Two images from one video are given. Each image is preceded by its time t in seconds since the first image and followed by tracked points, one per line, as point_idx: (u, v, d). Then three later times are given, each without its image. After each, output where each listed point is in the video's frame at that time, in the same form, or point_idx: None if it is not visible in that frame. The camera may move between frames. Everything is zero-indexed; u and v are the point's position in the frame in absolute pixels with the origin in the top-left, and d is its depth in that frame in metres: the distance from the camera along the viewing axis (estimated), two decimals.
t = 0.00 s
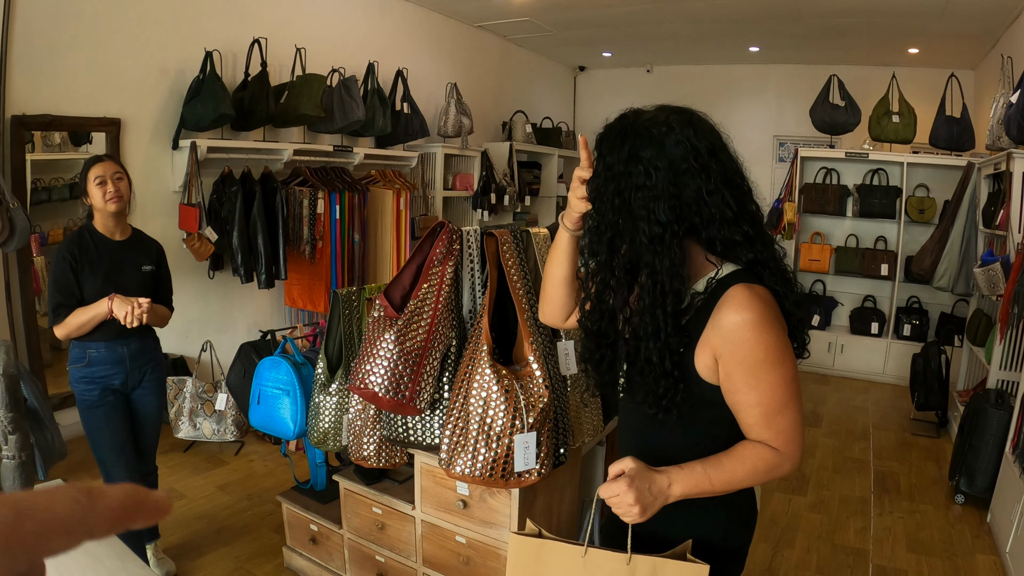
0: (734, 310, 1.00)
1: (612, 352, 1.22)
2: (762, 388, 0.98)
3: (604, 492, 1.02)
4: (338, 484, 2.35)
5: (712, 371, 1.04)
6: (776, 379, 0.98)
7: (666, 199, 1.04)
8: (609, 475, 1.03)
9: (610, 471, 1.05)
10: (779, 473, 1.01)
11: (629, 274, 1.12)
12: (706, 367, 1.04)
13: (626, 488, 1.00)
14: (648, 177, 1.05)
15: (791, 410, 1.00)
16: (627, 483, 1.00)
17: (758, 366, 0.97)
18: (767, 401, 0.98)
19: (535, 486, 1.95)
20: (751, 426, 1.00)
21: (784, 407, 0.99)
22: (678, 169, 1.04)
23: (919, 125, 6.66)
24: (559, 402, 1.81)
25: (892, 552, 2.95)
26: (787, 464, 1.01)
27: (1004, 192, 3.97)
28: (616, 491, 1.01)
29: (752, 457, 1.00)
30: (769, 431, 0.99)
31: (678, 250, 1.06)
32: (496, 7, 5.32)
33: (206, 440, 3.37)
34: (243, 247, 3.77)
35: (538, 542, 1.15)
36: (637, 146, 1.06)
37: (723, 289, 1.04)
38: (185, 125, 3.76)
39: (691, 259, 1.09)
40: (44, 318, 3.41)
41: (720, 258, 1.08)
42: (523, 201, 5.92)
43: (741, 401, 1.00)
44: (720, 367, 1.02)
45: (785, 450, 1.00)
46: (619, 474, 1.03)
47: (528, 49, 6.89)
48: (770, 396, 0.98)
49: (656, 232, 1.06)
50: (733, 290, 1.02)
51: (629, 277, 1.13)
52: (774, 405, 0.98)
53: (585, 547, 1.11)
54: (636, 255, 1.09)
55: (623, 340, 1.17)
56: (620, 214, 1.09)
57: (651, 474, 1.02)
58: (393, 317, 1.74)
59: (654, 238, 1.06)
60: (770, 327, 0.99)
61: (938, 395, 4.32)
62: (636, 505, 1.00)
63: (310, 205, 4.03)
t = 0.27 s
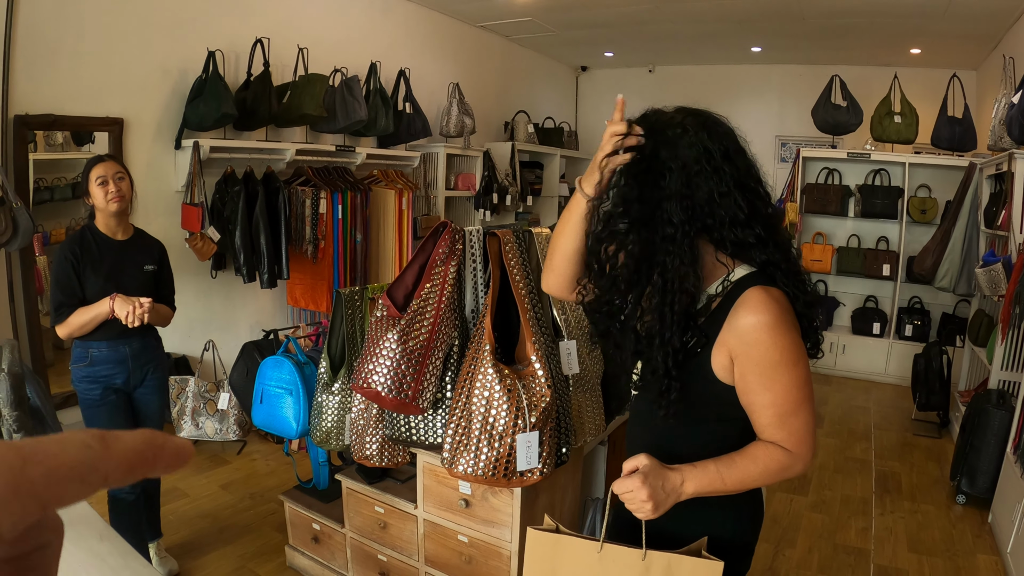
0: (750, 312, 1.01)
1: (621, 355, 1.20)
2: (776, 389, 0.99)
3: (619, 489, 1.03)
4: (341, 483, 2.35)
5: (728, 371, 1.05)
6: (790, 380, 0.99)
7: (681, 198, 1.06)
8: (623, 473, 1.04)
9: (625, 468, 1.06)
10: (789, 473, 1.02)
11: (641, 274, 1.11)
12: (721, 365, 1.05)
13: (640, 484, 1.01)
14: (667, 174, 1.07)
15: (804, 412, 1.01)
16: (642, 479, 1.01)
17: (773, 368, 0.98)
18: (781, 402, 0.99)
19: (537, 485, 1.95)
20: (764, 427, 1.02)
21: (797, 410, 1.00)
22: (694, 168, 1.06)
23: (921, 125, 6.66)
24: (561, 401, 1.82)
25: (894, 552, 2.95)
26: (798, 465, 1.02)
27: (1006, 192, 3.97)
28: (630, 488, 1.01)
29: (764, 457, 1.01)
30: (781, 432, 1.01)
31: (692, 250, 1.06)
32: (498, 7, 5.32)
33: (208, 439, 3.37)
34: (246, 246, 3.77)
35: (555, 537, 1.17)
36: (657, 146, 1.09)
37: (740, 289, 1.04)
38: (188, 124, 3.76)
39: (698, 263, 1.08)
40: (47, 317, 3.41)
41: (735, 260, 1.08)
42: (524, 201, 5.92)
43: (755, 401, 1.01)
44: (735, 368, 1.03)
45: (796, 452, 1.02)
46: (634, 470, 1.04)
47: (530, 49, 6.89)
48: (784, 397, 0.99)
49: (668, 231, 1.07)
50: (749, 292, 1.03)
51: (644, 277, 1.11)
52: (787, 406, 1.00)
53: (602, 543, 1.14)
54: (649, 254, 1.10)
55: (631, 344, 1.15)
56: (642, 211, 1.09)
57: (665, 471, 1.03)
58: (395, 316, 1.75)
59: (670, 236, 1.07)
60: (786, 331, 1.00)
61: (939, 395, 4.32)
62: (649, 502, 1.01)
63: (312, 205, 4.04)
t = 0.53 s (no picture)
0: (762, 312, 1.04)
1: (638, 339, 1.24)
2: (786, 388, 1.02)
3: (631, 485, 1.07)
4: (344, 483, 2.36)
5: (740, 370, 1.08)
6: (801, 379, 1.02)
7: (737, 195, 1.08)
8: (635, 468, 1.08)
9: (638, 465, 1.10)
10: (800, 470, 1.05)
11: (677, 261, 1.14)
12: (734, 361, 1.08)
13: (651, 479, 1.05)
14: (728, 169, 1.08)
15: (814, 411, 1.04)
16: (653, 475, 1.05)
17: (784, 366, 1.02)
18: (792, 400, 1.03)
19: (540, 486, 1.96)
20: (775, 425, 1.05)
21: (808, 408, 1.03)
22: (751, 168, 1.09)
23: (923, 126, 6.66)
24: (565, 403, 1.82)
25: (895, 553, 2.96)
26: (809, 463, 1.05)
27: (1007, 194, 3.97)
28: (641, 484, 1.06)
29: (775, 455, 1.04)
30: (792, 429, 1.04)
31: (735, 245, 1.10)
32: (501, 8, 5.33)
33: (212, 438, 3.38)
34: (249, 247, 3.79)
35: (571, 534, 1.20)
36: (721, 136, 1.09)
37: (756, 289, 1.07)
38: (192, 125, 3.77)
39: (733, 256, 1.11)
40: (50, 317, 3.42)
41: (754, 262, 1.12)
42: (527, 201, 5.93)
43: (767, 399, 1.04)
44: (748, 366, 1.06)
45: (808, 450, 1.04)
46: (645, 467, 1.08)
47: (532, 50, 6.90)
48: (795, 396, 1.02)
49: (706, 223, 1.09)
50: (762, 291, 1.06)
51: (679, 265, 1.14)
52: (798, 405, 1.03)
53: (616, 539, 1.16)
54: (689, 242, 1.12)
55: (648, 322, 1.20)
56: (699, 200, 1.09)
57: (676, 467, 1.07)
58: (400, 318, 1.75)
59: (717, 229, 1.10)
60: (798, 330, 1.02)
61: (941, 396, 4.32)
62: (661, 497, 1.05)
63: (316, 205, 4.05)
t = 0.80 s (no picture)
0: (786, 308, 1.08)
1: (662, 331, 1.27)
2: (810, 383, 1.06)
3: (656, 482, 1.07)
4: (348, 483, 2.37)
5: (765, 366, 1.12)
6: (824, 374, 1.06)
7: (770, 201, 1.16)
8: (660, 467, 1.08)
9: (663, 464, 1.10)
10: (822, 465, 1.08)
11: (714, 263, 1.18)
12: (757, 357, 1.12)
13: (679, 477, 1.04)
14: (759, 181, 1.16)
15: (835, 406, 1.08)
16: (681, 472, 1.05)
17: (808, 361, 1.05)
18: (815, 395, 1.06)
19: (544, 486, 1.97)
20: (797, 421, 1.08)
21: (830, 404, 1.07)
22: (780, 174, 1.17)
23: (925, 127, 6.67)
24: (569, 404, 1.83)
25: (898, 554, 2.96)
26: (829, 459, 1.08)
27: (1010, 195, 3.98)
28: (668, 480, 1.05)
29: (798, 450, 1.06)
30: (814, 425, 1.07)
31: (766, 249, 1.16)
32: (504, 8, 5.33)
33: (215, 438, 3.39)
34: (252, 246, 3.79)
35: (591, 528, 1.20)
36: (748, 146, 1.16)
37: (778, 287, 1.11)
38: (195, 125, 3.78)
39: (764, 258, 1.15)
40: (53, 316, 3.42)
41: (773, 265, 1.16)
42: (530, 201, 5.93)
43: (790, 395, 1.08)
44: (773, 363, 1.09)
45: (828, 445, 1.08)
46: (670, 466, 1.08)
47: (535, 50, 6.90)
48: (818, 391, 1.06)
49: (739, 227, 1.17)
50: (786, 289, 1.11)
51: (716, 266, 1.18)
52: (821, 401, 1.06)
53: (637, 535, 1.17)
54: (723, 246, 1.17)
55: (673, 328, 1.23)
56: (732, 209, 1.17)
57: (702, 466, 1.07)
58: (405, 319, 1.75)
59: (751, 234, 1.16)
60: (819, 327, 1.07)
61: (943, 397, 4.32)
62: (688, 495, 1.04)
63: (319, 205, 4.05)
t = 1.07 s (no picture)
0: (790, 302, 1.12)
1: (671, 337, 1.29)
2: (818, 373, 1.11)
3: (682, 479, 1.12)
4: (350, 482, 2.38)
5: (775, 360, 1.16)
6: (831, 364, 1.11)
7: (764, 202, 1.16)
8: (682, 464, 1.12)
9: (683, 459, 1.14)
10: (831, 448, 1.14)
11: (716, 273, 1.17)
12: (769, 353, 1.15)
13: (705, 472, 1.10)
14: (751, 183, 1.15)
15: (840, 393, 1.13)
16: (706, 466, 1.10)
17: (816, 352, 1.10)
18: (823, 384, 1.12)
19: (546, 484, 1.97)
20: (806, 409, 1.14)
21: (837, 390, 1.13)
22: (771, 175, 1.16)
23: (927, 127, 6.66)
24: (571, 403, 1.83)
25: (899, 554, 2.96)
26: (836, 442, 1.14)
27: (1012, 195, 3.97)
28: (694, 476, 1.10)
29: (809, 436, 1.12)
30: (823, 412, 1.13)
31: (768, 250, 1.16)
32: (506, 8, 5.33)
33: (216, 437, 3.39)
34: (255, 246, 3.80)
35: (614, 525, 1.21)
36: (734, 153, 1.15)
37: (781, 280, 1.14)
38: (197, 124, 3.79)
39: (766, 258, 1.15)
40: (55, 316, 3.43)
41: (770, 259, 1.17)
42: (532, 201, 5.93)
43: (800, 385, 1.13)
44: (783, 356, 1.14)
45: (835, 429, 1.14)
46: (691, 462, 1.12)
47: (537, 50, 6.90)
48: (825, 380, 1.11)
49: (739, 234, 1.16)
50: (789, 283, 1.13)
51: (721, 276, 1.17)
52: (829, 389, 1.12)
53: (660, 533, 1.18)
54: (721, 250, 1.17)
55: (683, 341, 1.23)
56: (730, 217, 1.16)
57: (722, 460, 1.12)
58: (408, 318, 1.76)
59: (752, 239, 1.16)
60: (822, 318, 1.11)
61: (944, 397, 4.32)
62: (714, 489, 1.10)
63: (321, 204, 4.06)
